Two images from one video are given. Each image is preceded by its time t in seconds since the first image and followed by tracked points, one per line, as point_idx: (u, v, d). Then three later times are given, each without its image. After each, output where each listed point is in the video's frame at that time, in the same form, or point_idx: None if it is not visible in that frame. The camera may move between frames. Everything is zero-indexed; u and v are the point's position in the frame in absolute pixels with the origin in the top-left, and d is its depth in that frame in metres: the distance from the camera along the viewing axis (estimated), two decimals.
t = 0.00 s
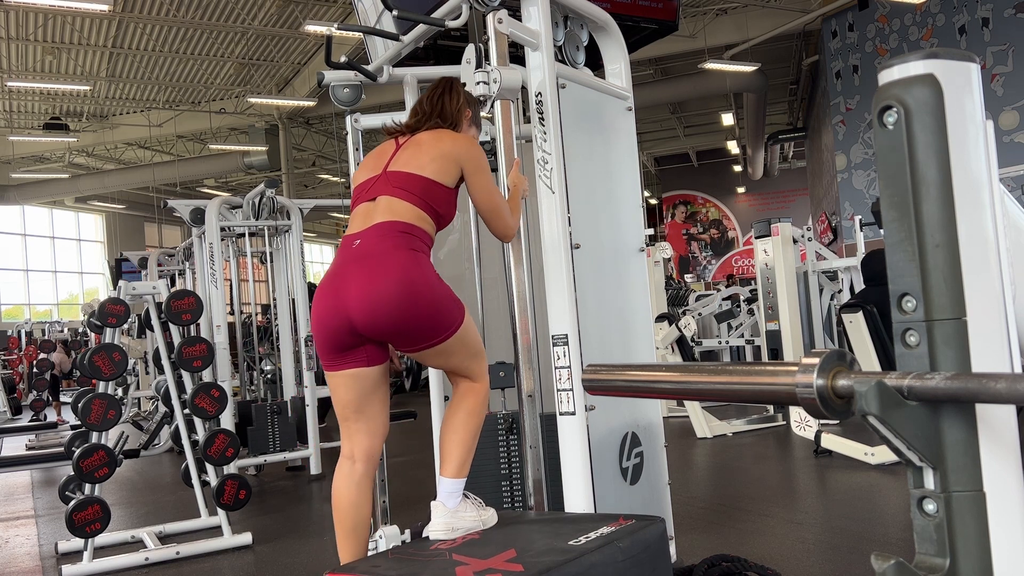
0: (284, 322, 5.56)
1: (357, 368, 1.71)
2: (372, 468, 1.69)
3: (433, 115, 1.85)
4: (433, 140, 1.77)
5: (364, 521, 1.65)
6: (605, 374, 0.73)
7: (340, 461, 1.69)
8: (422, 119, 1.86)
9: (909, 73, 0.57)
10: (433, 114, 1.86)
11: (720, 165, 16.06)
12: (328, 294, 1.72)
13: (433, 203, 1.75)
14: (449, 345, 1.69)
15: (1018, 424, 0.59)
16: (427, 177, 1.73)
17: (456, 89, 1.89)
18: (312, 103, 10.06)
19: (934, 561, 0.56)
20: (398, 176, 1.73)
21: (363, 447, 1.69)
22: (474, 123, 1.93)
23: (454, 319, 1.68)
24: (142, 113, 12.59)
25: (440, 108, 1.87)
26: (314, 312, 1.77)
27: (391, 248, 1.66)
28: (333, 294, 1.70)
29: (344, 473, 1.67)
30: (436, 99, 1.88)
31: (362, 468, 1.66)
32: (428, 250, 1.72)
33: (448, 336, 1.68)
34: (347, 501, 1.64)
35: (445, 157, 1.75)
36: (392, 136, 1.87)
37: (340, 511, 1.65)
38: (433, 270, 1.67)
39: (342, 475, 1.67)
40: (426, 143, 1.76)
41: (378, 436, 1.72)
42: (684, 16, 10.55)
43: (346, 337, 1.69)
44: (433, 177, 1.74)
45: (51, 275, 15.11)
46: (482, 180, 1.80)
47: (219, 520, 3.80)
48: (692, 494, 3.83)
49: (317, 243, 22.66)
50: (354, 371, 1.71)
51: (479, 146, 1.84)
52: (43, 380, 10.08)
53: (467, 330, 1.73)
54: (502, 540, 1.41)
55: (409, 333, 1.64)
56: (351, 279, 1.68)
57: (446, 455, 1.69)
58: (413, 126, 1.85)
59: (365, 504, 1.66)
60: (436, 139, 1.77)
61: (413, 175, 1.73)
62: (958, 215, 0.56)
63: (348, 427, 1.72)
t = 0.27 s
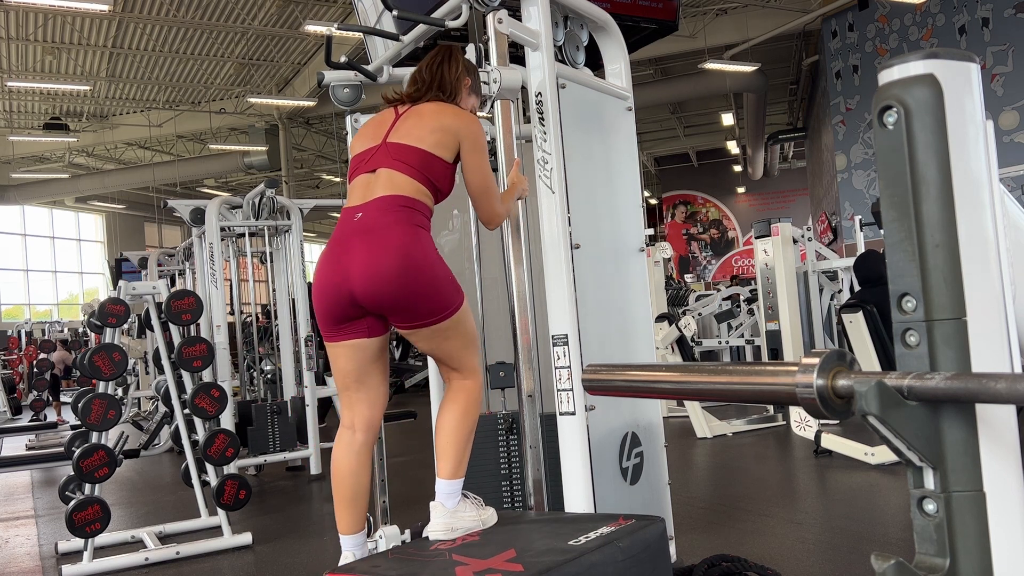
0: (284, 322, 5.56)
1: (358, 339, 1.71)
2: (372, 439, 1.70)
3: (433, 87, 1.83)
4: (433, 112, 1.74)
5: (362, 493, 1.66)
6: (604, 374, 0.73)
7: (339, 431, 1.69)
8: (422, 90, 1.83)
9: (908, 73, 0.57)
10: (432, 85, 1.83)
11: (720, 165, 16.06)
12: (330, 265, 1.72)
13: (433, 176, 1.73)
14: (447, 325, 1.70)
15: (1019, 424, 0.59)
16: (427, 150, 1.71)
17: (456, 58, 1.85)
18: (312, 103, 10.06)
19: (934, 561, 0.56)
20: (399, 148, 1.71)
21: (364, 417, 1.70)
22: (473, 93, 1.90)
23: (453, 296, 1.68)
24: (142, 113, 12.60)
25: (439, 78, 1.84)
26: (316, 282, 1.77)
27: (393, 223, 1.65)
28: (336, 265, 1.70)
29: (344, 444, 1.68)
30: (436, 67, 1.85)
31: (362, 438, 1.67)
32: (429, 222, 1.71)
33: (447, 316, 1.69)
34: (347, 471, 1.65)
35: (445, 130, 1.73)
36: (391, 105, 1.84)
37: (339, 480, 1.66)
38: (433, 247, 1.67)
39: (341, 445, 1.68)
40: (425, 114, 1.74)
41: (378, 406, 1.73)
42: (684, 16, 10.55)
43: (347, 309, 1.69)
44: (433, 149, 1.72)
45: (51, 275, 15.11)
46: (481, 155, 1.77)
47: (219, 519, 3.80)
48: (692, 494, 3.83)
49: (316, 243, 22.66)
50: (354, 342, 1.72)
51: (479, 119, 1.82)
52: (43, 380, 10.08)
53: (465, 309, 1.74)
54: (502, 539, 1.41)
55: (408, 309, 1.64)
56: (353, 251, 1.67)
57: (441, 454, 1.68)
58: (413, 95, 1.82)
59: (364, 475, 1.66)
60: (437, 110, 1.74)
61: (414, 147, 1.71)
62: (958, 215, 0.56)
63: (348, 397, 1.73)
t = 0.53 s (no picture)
0: (284, 322, 5.56)
1: (363, 319, 1.73)
2: (377, 417, 1.69)
3: (432, 65, 1.82)
4: (431, 90, 1.73)
5: (364, 474, 1.65)
6: (604, 375, 0.73)
7: (343, 411, 1.70)
8: (420, 68, 1.82)
9: (908, 74, 0.57)
10: (431, 63, 1.82)
11: (720, 165, 16.06)
12: (334, 246, 1.72)
13: (434, 156, 1.73)
14: (448, 310, 1.70)
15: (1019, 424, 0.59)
16: (427, 130, 1.71)
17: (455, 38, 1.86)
18: (312, 103, 10.06)
19: (934, 561, 0.56)
20: (400, 128, 1.70)
21: (368, 396, 1.70)
22: (471, 73, 1.90)
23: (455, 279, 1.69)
24: (142, 113, 12.60)
25: (437, 57, 1.84)
26: (320, 263, 1.77)
27: (397, 206, 1.65)
28: (340, 245, 1.70)
29: (348, 424, 1.68)
30: (434, 46, 1.85)
31: (366, 417, 1.67)
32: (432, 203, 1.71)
33: (450, 300, 1.69)
34: (348, 449, 1.64)
35: (444, 108, 1.72)
36: (389, 83, 1.83)
37: (341, 458, 1.65)
38: (436, 229, 1.68)
39: (345, 425, 1.68)
40: (424, 92, 1.73)
41: (381, 385, 1.73)
42: (684, 16, 10.55)
43: (352, 290, 1.70)
44: (432, 128, 1.71)
45: (51, 275, 15.11)
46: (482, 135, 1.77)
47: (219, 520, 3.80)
48: (692, 494, 3.83)
49: (317, 243, 22.65)
50: (359, 322, 1.73)
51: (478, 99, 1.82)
52: (43, 380, 10.08)
53: (465, 293, 1.75)
54: (501, 539, 1.41)
55: (412, 293, 1.65)
56: (357, 232, 1.67)
57: (438, 455, 1.67)
58: (411, 74, 1.81)
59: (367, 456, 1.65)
60: (435, 89, 1.73)
61: (414, 126, 1.70)
62: (957, 215, 0.56)
63: (352, 376, 1.74)
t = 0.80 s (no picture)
0: (284, 322, 5.56)
1: (367, 304, 1.73)
2: (382, 400, 1.69)
3: (434, 51, 1.82)
4: (434, 76, 1.73)
5: (367, 458, 1.65)
6: (604, 375, 0.73)
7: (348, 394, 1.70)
8: (422, 53, 1.81)
9: (908, 74, 0.57)
10: (432, 49, 1.82)
11: (720, 165, 16.06)
12: (339, 232, 1.72)
13: (437, 142, 1.73)
14: (450, 300, 1.71)
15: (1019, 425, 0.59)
16: (430, 117, 1.71)
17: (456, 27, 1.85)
18: (312, 103, 10.06)
19: (934, 561, 0.56)
20: (403, 115, 1.70)
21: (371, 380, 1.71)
22: (470, 60, 1.91)
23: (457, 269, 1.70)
24: (142, 113, 12.61)
25: (438, 43, 1.83)
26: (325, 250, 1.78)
27: (404, 194, 1.66)
28: (345, 232, 1.70)
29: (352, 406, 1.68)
30: (435, 33, 1.85)
31: (369, 399, 1.68)
32: (437, 190, 1.72)
33: (453, 290, 1.71)
34: (351, 433, 1.64)
35: (446, 94, 1.72)
36: (390, 67, 1.82)
37: (344, 441, 1.65)
38: (440, 218, 1.69)
39: (350, 407, 1.68)
40: (427, 77, 1.73)
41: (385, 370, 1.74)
42: (684, 16, 10.55)
43: (357, 277, 1.71)
44: (435, 114, 1.71)
45: (51, 275, 15.11)
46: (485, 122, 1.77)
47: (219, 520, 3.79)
48: (692, 494, 3.83)
49: (317, 243, 22.66)
50: (363, 307, 1.74)
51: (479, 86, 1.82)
52: (43, 380, 10.09)
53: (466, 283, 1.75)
54: (502, 540, 1.41)
55: (416, 282, 1.66)
56: (363, 220, 1.68)
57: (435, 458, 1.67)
58: (412, 58, 1.80)
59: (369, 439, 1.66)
60: (438, 74, 1.73)
61: (418, 113, 1.70)
62: (959, 215, 0.56)
63: (358, 361, 1.75)
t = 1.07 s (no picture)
0: (284, 322, 5.56)
1: (367, 296, 1.74)
2: (375, 392, 1.70)
3: (438, 45, 1.82)
4: (438, 71, 1.73)
5: (360, 453, 1.66)
6: (604, 375, 0.73)
7: (343, 387, 1.70)
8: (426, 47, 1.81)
9: (909, 73, 0.57)
10: (435, 43, 1.81)
11: (720, 165, 16.06)
12: (342, 225, 1.72)
13: (442, 137, 1.73)
14: (451, 296, 1.71)
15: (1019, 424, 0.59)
16: (434, 111, 1.71)
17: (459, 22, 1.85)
18: (312, 103, 10.06)
19: (934, 561, 0.56)
20: (408, 109, 1.70)
21: (367, 373, 1.72)
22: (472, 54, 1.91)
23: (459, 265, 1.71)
24: (142, 113, 12.61)
25: (442, 37, 1.83)
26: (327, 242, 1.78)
27: (409, 188, 1.66)
28: (349, 225, 1.70)
29: (347, 400, 1.69)
30: (438, 28, 1.84)
31: (364, 393, 1.68)
32: (440, 186, 1.73)
33: (454, 287, 1.71)
34: (346, 428, 1.65)
35: (450, 89, 1.72)
36: (394, 61, 1.82)
37: (339, 436, 1.66)
38: (444, 214, 1.69)
39: (345, 400, 1.69)
40: (430, 71, 1.73)
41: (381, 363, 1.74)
42: (684, 16, 10.55)
43: (359, 269, 1.71)
44: (438, 108, 1.71)
45: (51, 275, 15.11)
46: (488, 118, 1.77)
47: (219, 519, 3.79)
48: (692, 494, 3.83)
49: (317, 243, 22.66)
50: (363, 299, 1.74)
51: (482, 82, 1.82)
52: (43, 380, 10.09)
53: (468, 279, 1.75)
54: (502, 539, 1.41)
55: (418, 278, 1.66)
56: (367, 213, 1.68)
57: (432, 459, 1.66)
58: (415, 52, 1.80)
59: (364, 435, 1.67)
60: (443, 69, 1.73)
61: (423, 108, 1.70)
62: (957, 215, 0.56)
63: (353, 353, 1.75)
